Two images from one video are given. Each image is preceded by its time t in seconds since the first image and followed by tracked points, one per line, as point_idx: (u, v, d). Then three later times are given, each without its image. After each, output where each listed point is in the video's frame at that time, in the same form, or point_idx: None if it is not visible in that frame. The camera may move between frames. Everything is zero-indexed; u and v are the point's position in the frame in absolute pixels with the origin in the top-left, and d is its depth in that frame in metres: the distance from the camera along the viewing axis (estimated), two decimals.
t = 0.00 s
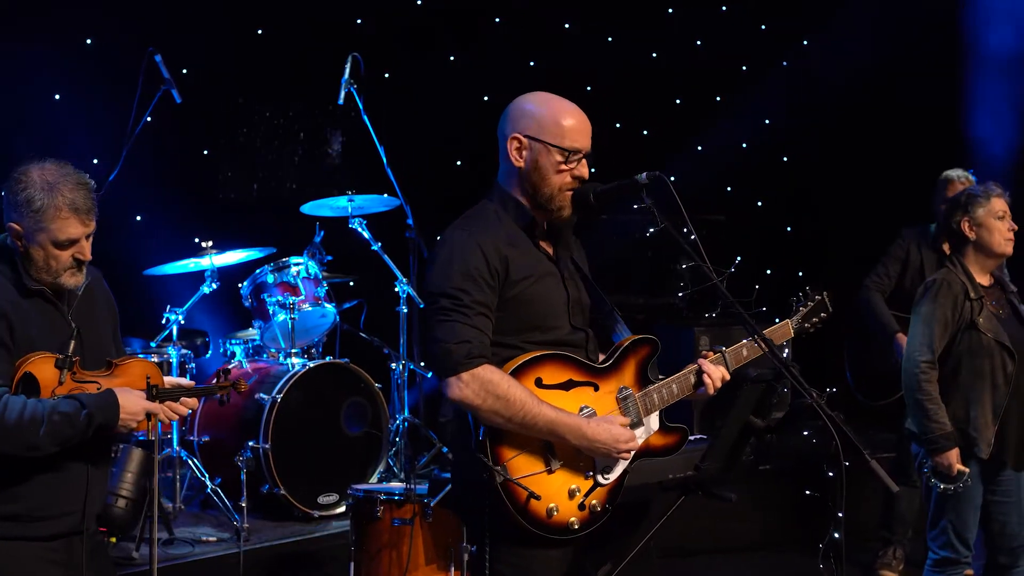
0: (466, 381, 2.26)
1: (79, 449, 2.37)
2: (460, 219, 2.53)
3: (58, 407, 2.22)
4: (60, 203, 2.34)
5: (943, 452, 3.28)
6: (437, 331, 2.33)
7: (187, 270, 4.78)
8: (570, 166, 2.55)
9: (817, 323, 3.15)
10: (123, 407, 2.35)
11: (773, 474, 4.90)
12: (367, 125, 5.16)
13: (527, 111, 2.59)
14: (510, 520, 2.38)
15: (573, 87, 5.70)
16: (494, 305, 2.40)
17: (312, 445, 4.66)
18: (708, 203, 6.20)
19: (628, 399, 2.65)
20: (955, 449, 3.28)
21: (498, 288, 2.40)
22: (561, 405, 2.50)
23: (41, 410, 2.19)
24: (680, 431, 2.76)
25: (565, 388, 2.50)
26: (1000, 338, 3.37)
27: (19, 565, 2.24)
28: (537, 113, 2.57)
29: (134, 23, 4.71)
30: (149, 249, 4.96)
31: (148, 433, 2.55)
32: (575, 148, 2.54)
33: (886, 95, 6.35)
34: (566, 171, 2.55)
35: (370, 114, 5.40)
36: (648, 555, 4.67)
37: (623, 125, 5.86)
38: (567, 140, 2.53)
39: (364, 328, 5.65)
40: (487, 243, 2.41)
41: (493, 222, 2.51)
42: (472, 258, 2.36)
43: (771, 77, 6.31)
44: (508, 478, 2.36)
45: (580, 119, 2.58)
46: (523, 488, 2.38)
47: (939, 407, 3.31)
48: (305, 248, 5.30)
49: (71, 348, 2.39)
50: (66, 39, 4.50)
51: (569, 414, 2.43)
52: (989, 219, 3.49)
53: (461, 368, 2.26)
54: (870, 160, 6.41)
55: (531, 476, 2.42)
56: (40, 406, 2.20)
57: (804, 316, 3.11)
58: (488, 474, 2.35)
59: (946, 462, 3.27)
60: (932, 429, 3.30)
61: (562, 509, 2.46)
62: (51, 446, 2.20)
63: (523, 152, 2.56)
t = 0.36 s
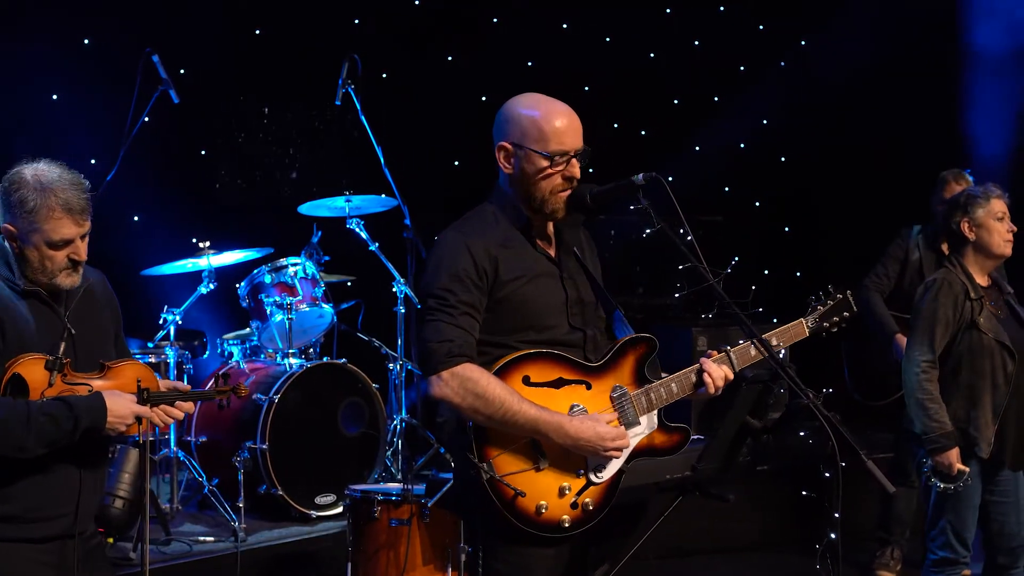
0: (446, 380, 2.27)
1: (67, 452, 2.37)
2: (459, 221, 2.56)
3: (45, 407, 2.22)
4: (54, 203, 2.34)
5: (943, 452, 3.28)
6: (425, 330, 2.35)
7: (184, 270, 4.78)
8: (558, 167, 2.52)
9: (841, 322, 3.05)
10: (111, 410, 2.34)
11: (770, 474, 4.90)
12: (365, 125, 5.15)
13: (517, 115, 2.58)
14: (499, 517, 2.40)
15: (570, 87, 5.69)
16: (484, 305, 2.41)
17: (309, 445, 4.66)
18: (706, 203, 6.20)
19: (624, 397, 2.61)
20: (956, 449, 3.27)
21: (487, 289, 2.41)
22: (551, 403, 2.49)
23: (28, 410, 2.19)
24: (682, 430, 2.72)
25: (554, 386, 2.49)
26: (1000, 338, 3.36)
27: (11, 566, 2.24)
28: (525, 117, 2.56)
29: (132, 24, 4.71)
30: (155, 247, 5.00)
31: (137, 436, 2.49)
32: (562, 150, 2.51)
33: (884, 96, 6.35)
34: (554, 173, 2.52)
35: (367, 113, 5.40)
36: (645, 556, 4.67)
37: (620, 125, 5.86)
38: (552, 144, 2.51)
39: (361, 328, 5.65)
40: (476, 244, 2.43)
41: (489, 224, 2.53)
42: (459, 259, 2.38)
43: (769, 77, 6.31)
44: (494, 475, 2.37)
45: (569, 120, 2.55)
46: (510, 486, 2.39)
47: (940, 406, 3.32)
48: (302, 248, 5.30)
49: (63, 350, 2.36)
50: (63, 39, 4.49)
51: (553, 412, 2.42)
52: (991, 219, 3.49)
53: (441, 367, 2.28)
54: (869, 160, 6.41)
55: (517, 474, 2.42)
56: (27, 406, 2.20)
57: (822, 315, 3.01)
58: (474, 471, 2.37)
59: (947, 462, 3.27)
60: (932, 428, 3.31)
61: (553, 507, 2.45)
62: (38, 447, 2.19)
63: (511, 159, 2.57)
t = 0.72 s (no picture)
0: (431, 380, 2.30)
1: (62, 460, 2.37)
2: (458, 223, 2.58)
3: (38, 414, 2.23)
4: (61, 206, 2.35)
5: (951, 450, 3.27)
6: (414, 331, 2.38)
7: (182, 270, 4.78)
8: (557, 172, 2.52)
9: (850, 323, 3.00)
10: (105, 420, 2.32)
11: (769, 474, 4.90)
12: (364, 125, 5.16)
13: (516, 121, 2.59)
14: (489, 513, 2.41)
15: (569, 88, 5.70)
16: (475, 306, 2.42)
17: (307, 445, 4.66)
18: (705, 203, 6.20)
19: (615, 396, 2.60)
20: (962, 448, 3.27)
21: (478, 290, 2.42)
22: (540, 402, 2.49)
23: (20, 416, 2.20)
24: (679, 430, 2.68)
25: (545, 385, 2.49)
26: (1004, 337, 3.37)
27: (8, 565, 2.25)
28: (523, 123, 2.56)
29: (131, 24, 4.72)
30: (155, 246, 4.99)
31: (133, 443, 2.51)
32: (560, 156, 2.51)
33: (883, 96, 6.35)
34: (553, 178, 2.52)
35: (366, 113, 5.41)
36: (643, 556, 4.67)
37: (619, 125, 5.86)
38: (550, 150, 2.50)
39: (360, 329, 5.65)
40: (468, 246, 2.44)
41: (485, 226, 2.54)
42: (449, 260, 2.39)
43: (767, 77, 6.32)
44: (482, 473, 2.39)
45: (568, 124, 2.56)
46: (497, 484, 2.40)
47: (944, 404, 3.33)
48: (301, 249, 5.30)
49: (62, 355, 2.36)
50: (63, 39, 4.50)
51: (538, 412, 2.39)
52: (993, 217, 3.49)
53: (425, 368, 2.30)
54: (868, 160, 6.40)
55: (505, 472, 2.42)
56: (20, 412, 2.21)
57: (829, 315, 2.98)
58: (464, 468, 2.40)
59: (953, 462, 3.27)
60: (937, 427, 3.31)
61: (544, 505, 2.45)
62: (29, 453, 2.20)
63: (510, 165, 2.59)
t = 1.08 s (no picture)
0: (426, 378, 2.30)
1: (62, 468, 2.37)
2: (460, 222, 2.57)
3: (41, 421, 2.21)
4: (82, 222, 2.32)
5: (955, 452, 3.27)
6: (411, 329, 2.38)
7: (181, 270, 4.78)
8: (559, 172, 2.52)
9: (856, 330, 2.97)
10: (107, 430, 2.32)
11: (769, 474, 4.90)
12: (362, 125, 5.16)
13: (519, 120, 2.58)
14: (483, 511, 2.41)
15: (568, 88, 5.70)
16: (473, 305, 2.42)
17: (306, 445, 4.65)
18: (703, 203, 6.20)
19: (613, 398, 2.58)
20: (968, 450, 3.28)
21: (477, 289, 2.42)
22: (536, 401, 2.49)
23: (23, 422, 2.19)
24: (677, 434, 2.68)
25: (542, 384, 2.49)
26: (1007, 338, 3.37)
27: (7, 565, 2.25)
28: (527, 122, 2.56)
29: (130, 24, 4.71)
30: (155, 245, 5.00)
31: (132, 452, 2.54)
32: (562, 155, 2.50)
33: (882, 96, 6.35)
34: (555, 177, 2.52)
35: (365, 113, 5.41)
36: (642, 556, 4.67)
37: (618, 125, 5.86)
38: (552, 149, 2.50)
39: (360, 329, 5.65)
40: (468, 246, 2.44)
41: (487, 226, 2.54)
42: (449, 259, 2.39)
43: (766, 77, 6.34)
44: (477, 471, 2.39)
45: (571, 124, 2.55)
46: (492, 483, 2.40)
47: (949, 407, 3.32)
48: (300, 249, 5.31)
49: (67, 362, 2.38)
50: (61, 39, 4.49)
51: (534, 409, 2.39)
52: (994, 218, 3.48)
53: (422, 366, 2.30)
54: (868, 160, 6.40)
55: (500, 470, 2.42)
56: (23, 417, 2.20)
57: (833, 322, 2.95)
58: (459, 466, 2.41)
59: (957, 462, 3.27)
60: (941, 429, 3.31)
61: (539, 504, 2.44)
62: (29, 458, 2.19)
63: (513, 164, 2.58)
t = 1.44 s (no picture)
0: (428, 379, 2.29)
1: (67, 468, 2.37)
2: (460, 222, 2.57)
3: (49, 422, 2.22)
4: (106, 242, 2.35)
5: (959, 454, 3.28)
6: (411, 330, 2.37)
7: (179, 270, 4.78)
8: (557, 172, 2.52)
9: (851, 330, 3.00)
10: (113, 434, 2.33)
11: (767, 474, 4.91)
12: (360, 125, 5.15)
13: (521, 118, 2.58)
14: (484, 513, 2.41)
15: (566, 88, 5.70)
16: (474, 306, 2.41)
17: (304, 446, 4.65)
18: (701, 203, 6.20)
19: (614, 399, 2.60)
20: (971, 450, 3.29)
21: (477, 290, 2.41)
22: (537, 403, 2.49)
23: (31, 422, 2.19)
24: (675, 434, 2.70)
25: (543, 387, 2.49)
26: (1009, 338, 3.36)
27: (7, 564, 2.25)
28: (529, 121, 2.56)
29: (127, 24, 4.70)
30: (150, 243, 4.99)
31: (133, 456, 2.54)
32: (561, 156, 2.50)
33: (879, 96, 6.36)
34: (552, 177, 2.52)
35: (363, 113, 5.40)
36: (640, 556, 4.67)
37: (616, 125, 5.86)
38: (551, 149, 2.50)
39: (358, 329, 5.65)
40: (468, 246, 2.44)
41: (486, 226, 2.53)
42: (449, 260, 2.38)
43: (764, 77, 6.37)
44: (479, 473, 2.39)
45: (572, 125, 2.55)
46: (494, 485, 2.39)
47: (952, 408, 3.33)
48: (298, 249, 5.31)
49: (76, 364, 2.38)
50: (59, 39, 4.46)
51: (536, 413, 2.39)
52: (992, 219, 3.48)
53: (424, 367, 2.29)
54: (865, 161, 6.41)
55: (502, 472, 2.42)
56: (31, 418, 2.20)
57: (829, 321, 2.98)
58: (460, 468, 2.40)
59: (961, 463, 3.28)
60: (944, 430, 3.31)
61: (540, 506, 2.44)
62: (35, 459, 2.19)
63: (512, 162, 2.59)
